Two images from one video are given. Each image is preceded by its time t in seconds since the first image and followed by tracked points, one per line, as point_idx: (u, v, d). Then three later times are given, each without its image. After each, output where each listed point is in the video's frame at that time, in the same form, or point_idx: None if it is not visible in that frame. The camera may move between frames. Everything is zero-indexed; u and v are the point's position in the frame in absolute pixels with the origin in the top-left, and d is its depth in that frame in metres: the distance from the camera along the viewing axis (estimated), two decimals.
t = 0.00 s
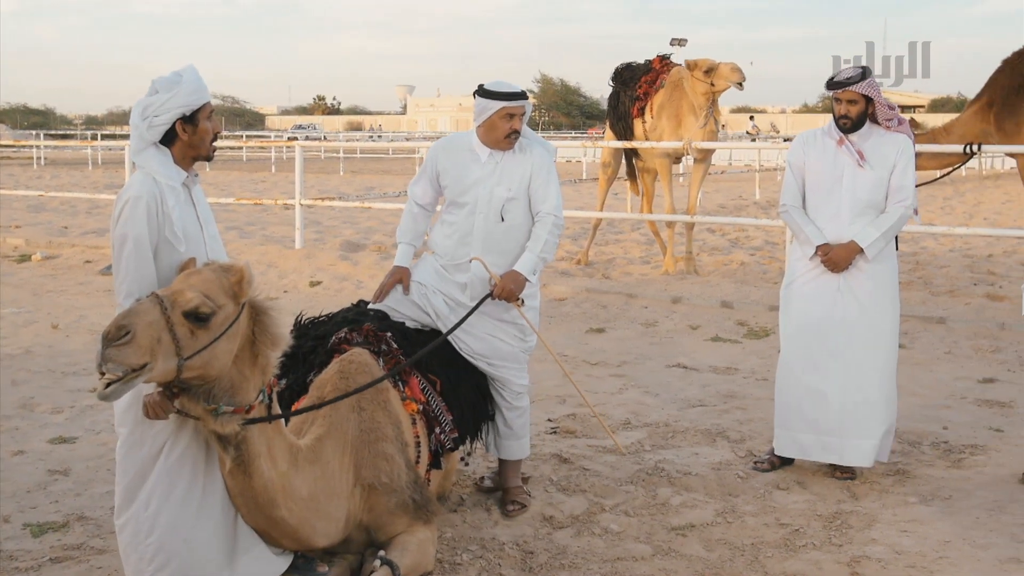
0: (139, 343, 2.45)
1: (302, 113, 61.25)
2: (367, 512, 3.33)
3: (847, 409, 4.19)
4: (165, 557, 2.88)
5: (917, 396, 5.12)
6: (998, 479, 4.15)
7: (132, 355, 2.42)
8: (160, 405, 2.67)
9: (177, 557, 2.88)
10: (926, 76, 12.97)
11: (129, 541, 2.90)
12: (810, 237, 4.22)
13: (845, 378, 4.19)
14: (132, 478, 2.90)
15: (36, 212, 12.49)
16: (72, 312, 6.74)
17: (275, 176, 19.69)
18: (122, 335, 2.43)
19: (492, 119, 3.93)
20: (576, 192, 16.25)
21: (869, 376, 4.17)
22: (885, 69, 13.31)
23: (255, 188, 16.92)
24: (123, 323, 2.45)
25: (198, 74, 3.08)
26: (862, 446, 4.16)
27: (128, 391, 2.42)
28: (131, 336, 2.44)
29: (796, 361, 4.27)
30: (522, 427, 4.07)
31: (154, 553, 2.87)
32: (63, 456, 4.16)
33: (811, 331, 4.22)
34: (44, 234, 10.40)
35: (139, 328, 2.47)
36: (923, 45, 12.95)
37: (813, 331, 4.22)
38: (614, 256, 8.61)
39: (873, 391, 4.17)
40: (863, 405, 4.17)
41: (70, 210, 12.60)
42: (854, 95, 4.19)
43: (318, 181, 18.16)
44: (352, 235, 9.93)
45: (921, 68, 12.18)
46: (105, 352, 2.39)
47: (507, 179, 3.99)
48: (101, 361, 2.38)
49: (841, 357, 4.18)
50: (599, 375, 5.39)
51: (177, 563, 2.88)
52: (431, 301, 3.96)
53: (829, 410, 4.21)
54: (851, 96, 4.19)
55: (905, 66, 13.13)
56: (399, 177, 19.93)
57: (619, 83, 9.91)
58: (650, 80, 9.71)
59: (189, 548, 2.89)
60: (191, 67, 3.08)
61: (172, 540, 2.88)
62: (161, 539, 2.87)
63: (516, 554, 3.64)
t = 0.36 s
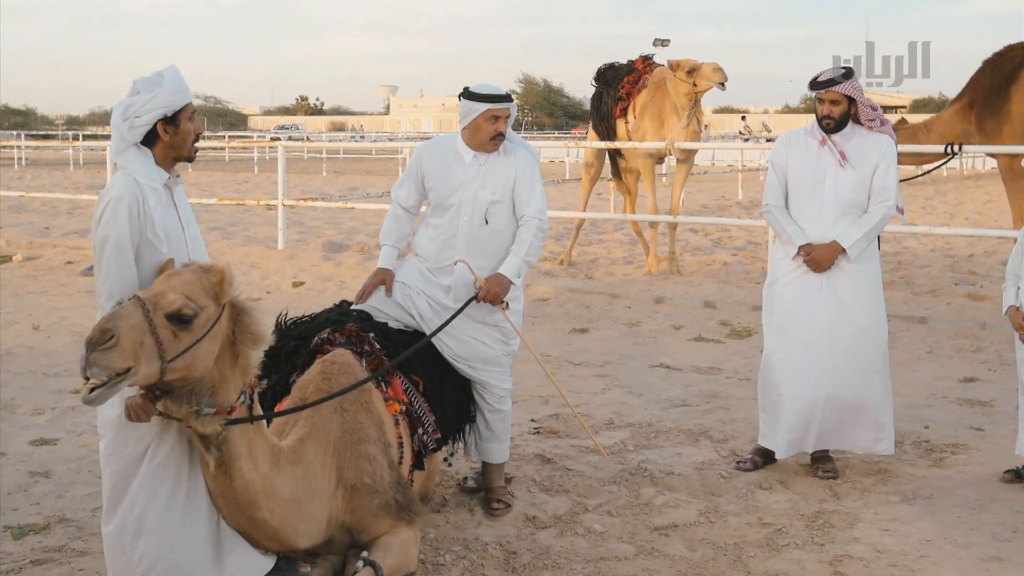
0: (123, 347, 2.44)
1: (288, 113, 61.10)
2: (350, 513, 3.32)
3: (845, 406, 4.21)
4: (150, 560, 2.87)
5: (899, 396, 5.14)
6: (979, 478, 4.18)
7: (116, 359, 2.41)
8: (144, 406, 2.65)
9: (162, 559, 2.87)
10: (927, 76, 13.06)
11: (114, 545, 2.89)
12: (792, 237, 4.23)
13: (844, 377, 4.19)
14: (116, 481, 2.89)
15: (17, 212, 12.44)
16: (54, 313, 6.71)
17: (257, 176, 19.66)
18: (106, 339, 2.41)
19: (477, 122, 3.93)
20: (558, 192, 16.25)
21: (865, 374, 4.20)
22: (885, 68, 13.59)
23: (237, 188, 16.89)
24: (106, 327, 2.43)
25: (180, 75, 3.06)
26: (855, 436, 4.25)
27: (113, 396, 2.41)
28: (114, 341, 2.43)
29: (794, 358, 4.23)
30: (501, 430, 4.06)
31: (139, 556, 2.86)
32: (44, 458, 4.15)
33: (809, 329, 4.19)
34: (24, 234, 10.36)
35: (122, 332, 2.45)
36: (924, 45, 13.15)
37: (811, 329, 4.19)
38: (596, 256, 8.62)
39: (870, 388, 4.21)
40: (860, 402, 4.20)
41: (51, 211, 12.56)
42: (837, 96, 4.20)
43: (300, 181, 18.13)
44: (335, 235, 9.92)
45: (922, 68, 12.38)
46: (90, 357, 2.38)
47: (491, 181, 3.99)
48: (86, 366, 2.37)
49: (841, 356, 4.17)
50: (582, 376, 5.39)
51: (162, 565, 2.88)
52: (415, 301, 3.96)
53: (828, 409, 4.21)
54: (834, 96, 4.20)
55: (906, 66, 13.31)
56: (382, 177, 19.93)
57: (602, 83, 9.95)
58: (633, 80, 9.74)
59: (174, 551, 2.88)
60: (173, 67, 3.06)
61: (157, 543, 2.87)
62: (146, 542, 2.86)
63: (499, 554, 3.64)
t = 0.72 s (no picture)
0: (106, 348, 2.41)
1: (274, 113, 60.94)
2: (332, 514, 3.31)
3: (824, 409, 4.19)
4: (130, 562, 2.86)
5: (880, 395, 5.15)
6: (960, 478, 4.20)
7: (100, 360, 2.38)
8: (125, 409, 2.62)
9: (142, 561, 2.86)
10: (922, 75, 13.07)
11: (94, 546, 2.88)
12: (775, 237, 4.24)
13: (826, 379, 4.20)
14: (96, 483, 2.87)
15: None
16: (34, 314, 6.68)
17: (239, 177, 19.62)
18: (89, 340, 2.38)
19: (457, 120, 3.93)
20: (541, 193, 16.27)
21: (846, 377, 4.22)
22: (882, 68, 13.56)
23: (219, 189, 16.84)
24: (89, 329, 2.40)
25: (161, 75, 3.03)
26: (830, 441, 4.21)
27: (95, 397, 2.38)
28: (97, 342, 2.40)
29: (776, 358, 4.25)
30: (482, 429, 4.07)
31: (119, 558, 2.85)
32: (25, 460, 4.13)
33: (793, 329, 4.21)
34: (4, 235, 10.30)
35: (106, 333, 2.42)
36: (919, 46, 13.14)
37: (794, 328, 4.20)
38: (579, 257, 8.62)
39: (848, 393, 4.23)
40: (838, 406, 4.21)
41: (32, 211, 12.49)
42: (819, 97, 4.22)
43: (282, 182, 18.09)
44: (318, 236, 9.90)
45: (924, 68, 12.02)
46: (73, 357, 2.35)
47: (472, 180, 3.99)
48: (69, 366, 2.34)
49: (823, 357, 4.19)
50: (565, 376, 5.39)
51: (142, 567, 2.87)
52: (397, 301, 3.96)
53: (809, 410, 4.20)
54: (815, 97, 4.22)
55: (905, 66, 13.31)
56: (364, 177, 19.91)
57: (584, 83, 9.99)
58: (615, 80, 9.78)
59: (155, 553, 2.87)
60: (154, 67, 3.04)
61: (137, 545, 2.86)
62: (125, 544, 2.85)
63: (482, 555, 3.64)
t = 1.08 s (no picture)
0: (91, 351, 2.40)
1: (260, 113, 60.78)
2: (315, 516, 3.29)
3: (809, 409, 4.21)
4: (113, 567, 2.84)
5: (862, 395, 5.18)
6: (941, 477, 4.23)
7: (85, 363, 2.37)
8: (108, 412, 2.60)
9: (126, 566, 2.84)
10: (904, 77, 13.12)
11: (77, 551, 2.86)
12: (756, 238, 4.26)
13: (809, 380, 4.21)
14: (79, 487, 2.85)
15: None
16: (14, 316, 6.65)
17: (222, 178, 19.57)
18: (74, 344, 2.37)
19: (424, 118, 3.98)
20: (524, 194, 16.28)
21: (832, 378, 4.23)
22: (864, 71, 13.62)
23: (201, 190, 16.79)
24: (74, 332, 2.39)
25: (144, 76, 3.01)
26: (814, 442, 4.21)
27: (81, 400, 2.37)
28: (82, 344, 2.38)
29: (761, 357, 4.25)
30: (466, 432, 4.07)
31: (102, 562, 2.83)
32: (5, 463, 4.12)
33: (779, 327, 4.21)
34: None
35: (90, 335, 2.41)
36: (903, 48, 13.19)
37: (780, 328, 4.21)
38: (562, 258, 8.62)
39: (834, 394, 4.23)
40: (823, 407, 4.21)
41: (12, 213, 12.44)
42: (801, 99, 4.23)
43: (264, 183, 18.05)
44: (300, 237, 9.89)
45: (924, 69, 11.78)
46: (57, 361, 2.34)
47: (452, 182, 3.99)
48: (55, 369, 2.33)
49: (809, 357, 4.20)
50: (548, 377, 5.40)
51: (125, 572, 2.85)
52: (380, 302, 3.96)
53: (793, 410, 4.21)
54: (798, 99, 4.23)
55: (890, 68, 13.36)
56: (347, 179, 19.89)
57: (567, 85, 10.02)
58: (598, 81, 9.81)
59: (138, 557, 2.85)
60: (137, 68, 3.01)
61: (120, 549, 2.84)
62: (108, 549, 2.83)
63: (465, 557, 3.63)
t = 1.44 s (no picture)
0: (83, 357, 2.38)
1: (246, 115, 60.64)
2: (299, 520, 3.26)
3: (795, 409, 4.24)
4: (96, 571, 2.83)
5: (845, 397, 5.19)
6: (924, 479, 4.25)
7: (77, 370, 2.36)
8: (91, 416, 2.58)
9: (108, 570, 2.83)
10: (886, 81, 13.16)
11: (59, 555, 2.85)
12: (740, 241, 4.26)
13: (791, 382, 4.23)
14: (62, 491, 2.84)
15: None
16: None
17: (205, 181, 19.52)
18: (65, 350, 2.35)
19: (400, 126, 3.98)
20: (509, 196, 16.29)
21: (816, 378, 4.26)
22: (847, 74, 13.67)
23: (185, 193, 16.73)
24: (65, 338, 2.37)
25: (126, 79, 2.98)
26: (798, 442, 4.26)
27: (72, 407, 2.35)
28: (73, 351, 2.37)
29: (750, 357, 4.24)
30: (450, 437, 4.06)
31: (84, 567, 2.82)
32: None
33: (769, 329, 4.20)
34: None
35: (81, 341, 2.39)
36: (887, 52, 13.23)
37: (764, 330, 4.21)
38: (545, 260, 8.62)
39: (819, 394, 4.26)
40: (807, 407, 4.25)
41: None
42: (784, 102, 4.23)
43: (248, 186, 18.01)
44: (284, 240, 9.87)
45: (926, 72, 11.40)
46: (49, 367, 2.32)
47: (433, 184, 3.98)
48: (47, 376, 2.31)
49: (797, 358, 4.22)
50: (532, 380, 5.40)
51: None
52: (364, 304, 3.98)
53: (781, 410, 4.23)
54: (782, 103, 4.24)
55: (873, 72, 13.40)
56: (331, 182, 19.86)
57: (551, 87, 10.03)
58: (581, 84, 9.82)
59: (120, 561, 2.84)
60: (118, 71, 2.98)
61: (102, 553, 2.83)
62: (90, 553, 2.82)
63: (448, 560, 3.62)
